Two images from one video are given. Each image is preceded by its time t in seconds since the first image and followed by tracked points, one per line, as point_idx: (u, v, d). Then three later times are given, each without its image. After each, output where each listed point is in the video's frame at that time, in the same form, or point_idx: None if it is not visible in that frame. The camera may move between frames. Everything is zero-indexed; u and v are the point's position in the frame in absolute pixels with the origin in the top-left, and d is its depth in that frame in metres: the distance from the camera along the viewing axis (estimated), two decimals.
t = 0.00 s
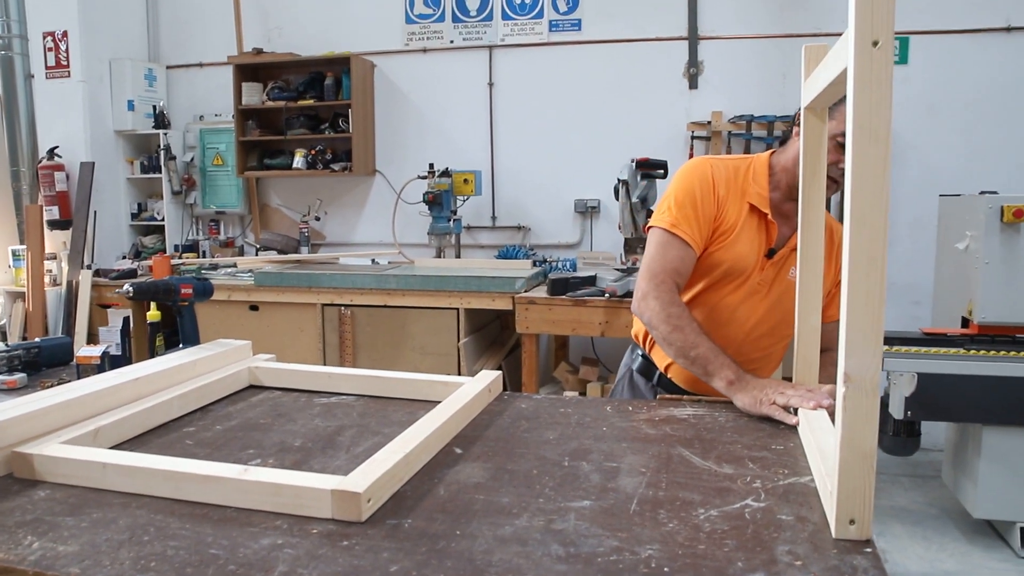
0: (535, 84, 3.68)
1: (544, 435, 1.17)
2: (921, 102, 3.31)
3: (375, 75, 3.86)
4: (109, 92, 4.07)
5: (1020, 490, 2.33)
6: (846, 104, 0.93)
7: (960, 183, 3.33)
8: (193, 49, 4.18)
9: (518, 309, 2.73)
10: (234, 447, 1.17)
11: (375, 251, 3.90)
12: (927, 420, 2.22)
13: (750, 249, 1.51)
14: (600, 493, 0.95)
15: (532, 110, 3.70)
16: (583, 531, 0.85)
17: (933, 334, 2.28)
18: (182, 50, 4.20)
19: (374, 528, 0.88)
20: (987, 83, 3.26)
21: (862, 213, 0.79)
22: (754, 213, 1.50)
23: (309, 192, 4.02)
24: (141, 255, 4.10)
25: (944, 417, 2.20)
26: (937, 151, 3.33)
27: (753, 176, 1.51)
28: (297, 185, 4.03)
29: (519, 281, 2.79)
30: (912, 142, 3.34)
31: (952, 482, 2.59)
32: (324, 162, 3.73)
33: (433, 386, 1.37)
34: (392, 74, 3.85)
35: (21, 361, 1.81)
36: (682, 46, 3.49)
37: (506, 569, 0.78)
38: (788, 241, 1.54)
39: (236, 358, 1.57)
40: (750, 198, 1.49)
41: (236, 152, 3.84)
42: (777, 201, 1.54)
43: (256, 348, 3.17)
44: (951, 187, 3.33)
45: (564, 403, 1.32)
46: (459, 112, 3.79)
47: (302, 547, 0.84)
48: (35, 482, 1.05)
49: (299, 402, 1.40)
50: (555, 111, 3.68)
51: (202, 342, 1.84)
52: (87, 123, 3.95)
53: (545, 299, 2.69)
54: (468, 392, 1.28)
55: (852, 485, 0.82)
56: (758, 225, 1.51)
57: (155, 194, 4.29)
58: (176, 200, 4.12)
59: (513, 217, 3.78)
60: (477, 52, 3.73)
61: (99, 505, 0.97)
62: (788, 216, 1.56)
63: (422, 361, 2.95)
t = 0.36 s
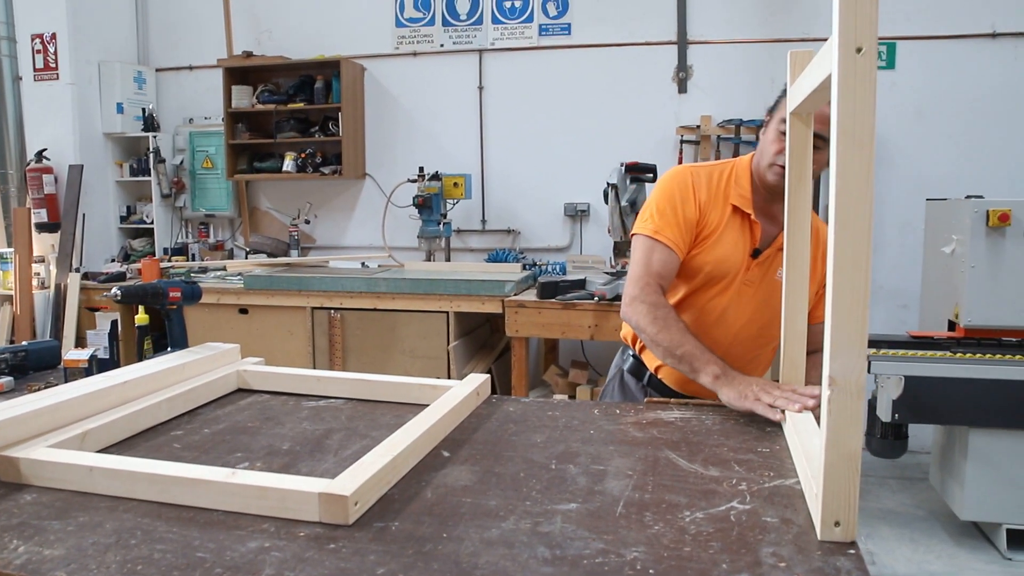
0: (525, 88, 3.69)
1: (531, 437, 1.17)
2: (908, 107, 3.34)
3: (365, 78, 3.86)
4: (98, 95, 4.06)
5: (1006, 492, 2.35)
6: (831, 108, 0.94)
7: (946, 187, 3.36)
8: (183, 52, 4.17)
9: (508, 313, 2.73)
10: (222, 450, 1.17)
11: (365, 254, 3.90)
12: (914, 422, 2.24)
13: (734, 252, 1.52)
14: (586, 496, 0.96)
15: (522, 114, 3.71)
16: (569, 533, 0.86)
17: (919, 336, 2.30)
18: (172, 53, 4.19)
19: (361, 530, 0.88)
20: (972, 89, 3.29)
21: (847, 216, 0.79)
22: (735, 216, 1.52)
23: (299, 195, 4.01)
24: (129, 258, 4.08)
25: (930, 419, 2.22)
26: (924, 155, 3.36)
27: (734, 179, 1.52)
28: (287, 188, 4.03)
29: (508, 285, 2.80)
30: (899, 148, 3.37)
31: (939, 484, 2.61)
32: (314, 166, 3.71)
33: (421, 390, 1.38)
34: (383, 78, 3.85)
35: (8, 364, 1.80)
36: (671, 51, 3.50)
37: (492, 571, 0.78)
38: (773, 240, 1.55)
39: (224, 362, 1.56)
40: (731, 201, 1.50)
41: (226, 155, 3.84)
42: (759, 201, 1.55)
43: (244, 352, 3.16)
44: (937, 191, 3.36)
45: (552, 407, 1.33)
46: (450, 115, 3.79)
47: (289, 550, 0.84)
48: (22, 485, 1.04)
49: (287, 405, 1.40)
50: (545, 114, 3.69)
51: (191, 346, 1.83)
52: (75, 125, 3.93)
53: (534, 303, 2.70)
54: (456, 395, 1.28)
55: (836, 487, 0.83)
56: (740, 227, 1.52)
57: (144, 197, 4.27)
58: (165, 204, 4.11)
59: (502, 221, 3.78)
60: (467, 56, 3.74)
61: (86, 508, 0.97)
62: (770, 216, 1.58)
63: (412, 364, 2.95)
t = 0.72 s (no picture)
0: (525, 88, 3.69)
1: (530, 437, 1.17)
2: (907, 107, 3.35)
3: (364, 78, 3.86)
4: (96, 95, 4.06)
5: (1004, 491, 2.36)
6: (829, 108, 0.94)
7: (944, 187, 3.36)
8: (181, 52, 4.17)
9: (507, 313, 2.73)
10: (221, 450, 1.17)
11: (364, 255, 3.90)
12: (913, 422, 2.24)
13: (698, 241, 1.53)
14: (585, 495, 0.96)
15: (521, 114, 3.71)
16: (568, 532, 0.86)
17: (917, 335, 2.30)
18: (170, 53, 4.18)
19: (360, 530, 0.88)
20: (970, 89, 3.30)
21: (845, 217, 0.79)
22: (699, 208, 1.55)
23: (298, 195, 4.01)
24: (128, 259, 4.08)
25: (929, 419, 2.22)
26: (922, 155, 3.36)
27: (699, 174, 1.58)
28: (285, 189, 4.03)
29: (507, 285, 2.80)
30: (897, 147, 3.37)
31: (938, 484, 2.62)
32: (313, 166, 3.72)
33: (420, 390, 1.38)
34: (382, 78, 3.85)
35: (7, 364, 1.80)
36: (670, 50, 3.51)
37: (491, 570, 0.78)
38: (744, 231, 1.54)
39: (222, 364, 1.56)
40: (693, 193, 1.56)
41: (224, 155, 3.84)
42: (728, 195, 1.60)
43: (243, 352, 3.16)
44: (935, 191, 3.37)
45: (551, 406, 1.33)
46: (448, 115, 3.79)
47: (288, 550, 0.84)
48: (21, 485, 1.04)
49: (287, 405, 1.40)
50: (544, 114, 3.69)
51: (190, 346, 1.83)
52: (74, 126, 3.93)
53: (533, 303, 2.70)
54: (455, 395, 1.28)
55: (834, 486, 0.83)
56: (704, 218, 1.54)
57: (143, 197, 4.27)
58: (164, 204, 4.11)
59: (501, 221, 3.78)
60: (465, 56, 3.74)
61: (85, 508, 0.97)
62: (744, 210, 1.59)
63: (411, 364, 2.96)
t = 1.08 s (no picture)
0: (526, 87, 3.69)
1: (531, 437, 1.17)
2: (908, 108, 3.35)
3: (364, 78, 3.86)
4: (97, 94, 4.05)
5: (1006, 493, 2.35)
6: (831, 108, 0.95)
7: (944, 187, 3.36)
8: (182, 52, 4.17)
9: (507, 313, 2.73)
10: (221, 450, 1.16)
11: (365, 255, 3.90)
12: (913, 422, 2.24)
13: (623, 250, 1.49)
14: (586, 495, 0.96)
15: (521, 114, 3.71)
16: (568, 532, 0.86)
17: (918, 336, 2.30)
18: (171, 53, 4.19)
19: (360, 530, 0.88)
20: (970, 90, 3.30)
21: (847, 217, 0.79)
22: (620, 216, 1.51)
23: (299, 195, 4.01)
24: (129, 258, 4.09)
25: (930, 420, 2.22)
26: (923, 155, 3.36)
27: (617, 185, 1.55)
28: (286, 188, 4.03)
29: (507, 285, 2.80)
30: (898, 148, 3.37)
31: (938, 484, 2.61)
32: (313, 166, 3.72)
33: (420, 390, 1.38)
34: (382, 77, 3.85)
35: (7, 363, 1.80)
36: (670, 50, 3.50)
37: (491, 571, 0.78)
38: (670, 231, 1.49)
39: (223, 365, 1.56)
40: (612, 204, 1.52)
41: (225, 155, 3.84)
42: (653, 200, 1.56)
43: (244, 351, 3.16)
44: (935, 192, 3.37)
45: (551, 407, 1.33)
46: (449, 115, 3.79)
47: (289, 550, 0.84)
48: (21, 485, 1.04)
49: (287, 405, 1.40)
50: (545, 115, 3.69)
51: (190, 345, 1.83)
52: (75, 126, 3.93)
53: (533, 303, 2.70)
54: (456, 395, 1.28)
55: (836, 487, 0.83)
56: (626, 226, 1.50)
57: (143, 196, 4.26)
58: (165, 204, 4.11)
59: (501, 221, 3.78)
60: (466, 56, 3.74)
61: (86, 507, 0.96)
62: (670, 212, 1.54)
63: (411, 364, 2.96)
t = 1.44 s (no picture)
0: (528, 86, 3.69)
1: (533, 436, 1.17)
2: (910, 108, 3.34)
3: (366, 77, 3.86)
4: (99, 93, 4.06)
5: (1008, 493, 2.35)
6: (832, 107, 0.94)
7: (947, 187, 3.36)
8: (184, 51, 4.17)
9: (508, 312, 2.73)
10: (223, 448, 1.16)
11: (366, 254, 3.90)
12: (915, 422, 2.24)
13: (534, 268, 1.65)
14: (588, 494, 0.95)
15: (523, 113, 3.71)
16: (570, 531, 0.86)
17: (920, 336, 2.29)
18: (173, 52, 4.19)
19: (362, 528, 0.88)
20: (972, 89, 3.29)
21: (849, 216, 0.79)
22: (524, 238, 1.67)
23: (300, 194, 4.01)
24: (130, 257, 4.09)
25: (932, 419, 2.22)
26: (925, 154, 3.35)
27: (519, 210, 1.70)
28: (288, 187, 4.03)
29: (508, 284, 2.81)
30: (899, 147, 3.37)
31: (940, 484, 2.61)
32: (315, 165, 3.72)
33: (445, 383, 1.40)
34: (384, 76, 3.85)
35: (9, 361, 1.80)
36: (673, 49, 3.50)
37: (493, 570, 0.78)
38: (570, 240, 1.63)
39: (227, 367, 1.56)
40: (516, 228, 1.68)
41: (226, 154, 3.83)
42: (554, 216, 1.70)
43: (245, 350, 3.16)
44: (938, 191, 3.36)
45: (553, 405, 1.33)
46: (451, 114, 3.79)
47: (290, 548, 0.84)
48: (23, 482, 1.04)
49: (289, 403, 1.40)
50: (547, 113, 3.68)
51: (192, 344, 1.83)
52: (77, 125, 3.93)
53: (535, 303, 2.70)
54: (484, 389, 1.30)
55: (838, 486, 0.83)
56: (531, 246, 1.66)
57: (145, 195, 4.27)
58: (166, 203, 4.12)
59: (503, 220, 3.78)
60: (467, 55, 3.74)
61: (88, 506, 0.96)
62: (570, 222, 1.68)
63: (413, 362, 2.96)
